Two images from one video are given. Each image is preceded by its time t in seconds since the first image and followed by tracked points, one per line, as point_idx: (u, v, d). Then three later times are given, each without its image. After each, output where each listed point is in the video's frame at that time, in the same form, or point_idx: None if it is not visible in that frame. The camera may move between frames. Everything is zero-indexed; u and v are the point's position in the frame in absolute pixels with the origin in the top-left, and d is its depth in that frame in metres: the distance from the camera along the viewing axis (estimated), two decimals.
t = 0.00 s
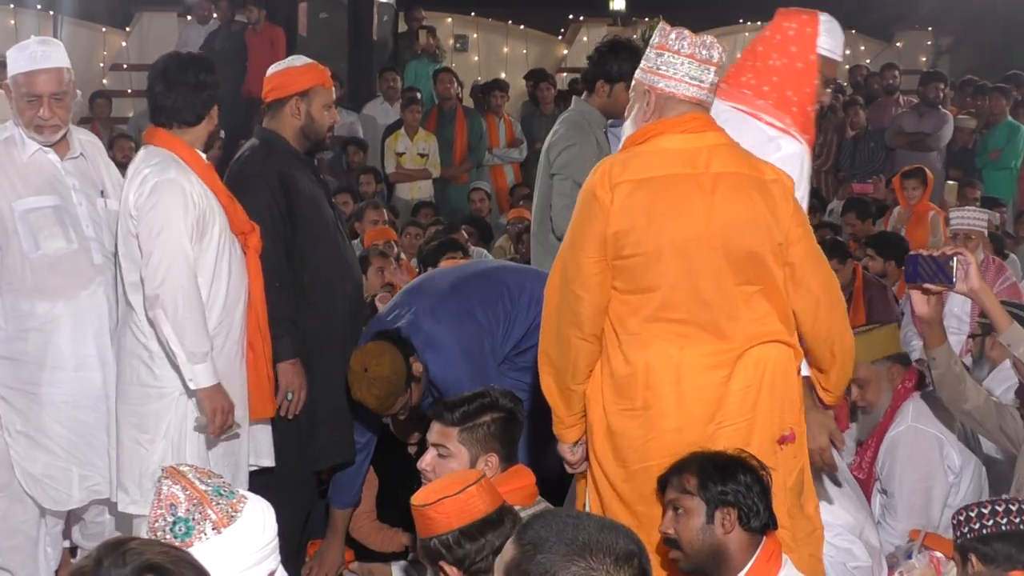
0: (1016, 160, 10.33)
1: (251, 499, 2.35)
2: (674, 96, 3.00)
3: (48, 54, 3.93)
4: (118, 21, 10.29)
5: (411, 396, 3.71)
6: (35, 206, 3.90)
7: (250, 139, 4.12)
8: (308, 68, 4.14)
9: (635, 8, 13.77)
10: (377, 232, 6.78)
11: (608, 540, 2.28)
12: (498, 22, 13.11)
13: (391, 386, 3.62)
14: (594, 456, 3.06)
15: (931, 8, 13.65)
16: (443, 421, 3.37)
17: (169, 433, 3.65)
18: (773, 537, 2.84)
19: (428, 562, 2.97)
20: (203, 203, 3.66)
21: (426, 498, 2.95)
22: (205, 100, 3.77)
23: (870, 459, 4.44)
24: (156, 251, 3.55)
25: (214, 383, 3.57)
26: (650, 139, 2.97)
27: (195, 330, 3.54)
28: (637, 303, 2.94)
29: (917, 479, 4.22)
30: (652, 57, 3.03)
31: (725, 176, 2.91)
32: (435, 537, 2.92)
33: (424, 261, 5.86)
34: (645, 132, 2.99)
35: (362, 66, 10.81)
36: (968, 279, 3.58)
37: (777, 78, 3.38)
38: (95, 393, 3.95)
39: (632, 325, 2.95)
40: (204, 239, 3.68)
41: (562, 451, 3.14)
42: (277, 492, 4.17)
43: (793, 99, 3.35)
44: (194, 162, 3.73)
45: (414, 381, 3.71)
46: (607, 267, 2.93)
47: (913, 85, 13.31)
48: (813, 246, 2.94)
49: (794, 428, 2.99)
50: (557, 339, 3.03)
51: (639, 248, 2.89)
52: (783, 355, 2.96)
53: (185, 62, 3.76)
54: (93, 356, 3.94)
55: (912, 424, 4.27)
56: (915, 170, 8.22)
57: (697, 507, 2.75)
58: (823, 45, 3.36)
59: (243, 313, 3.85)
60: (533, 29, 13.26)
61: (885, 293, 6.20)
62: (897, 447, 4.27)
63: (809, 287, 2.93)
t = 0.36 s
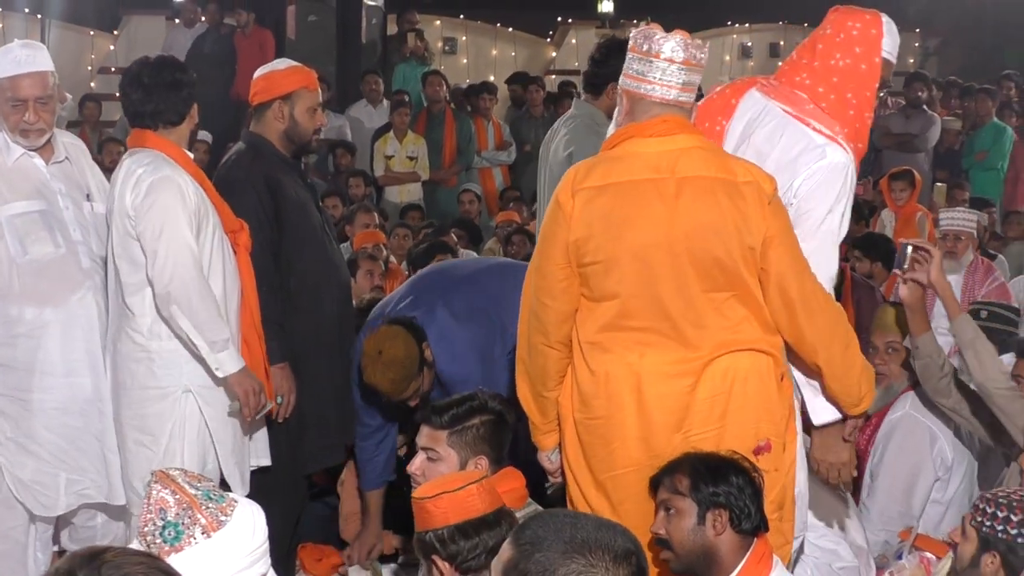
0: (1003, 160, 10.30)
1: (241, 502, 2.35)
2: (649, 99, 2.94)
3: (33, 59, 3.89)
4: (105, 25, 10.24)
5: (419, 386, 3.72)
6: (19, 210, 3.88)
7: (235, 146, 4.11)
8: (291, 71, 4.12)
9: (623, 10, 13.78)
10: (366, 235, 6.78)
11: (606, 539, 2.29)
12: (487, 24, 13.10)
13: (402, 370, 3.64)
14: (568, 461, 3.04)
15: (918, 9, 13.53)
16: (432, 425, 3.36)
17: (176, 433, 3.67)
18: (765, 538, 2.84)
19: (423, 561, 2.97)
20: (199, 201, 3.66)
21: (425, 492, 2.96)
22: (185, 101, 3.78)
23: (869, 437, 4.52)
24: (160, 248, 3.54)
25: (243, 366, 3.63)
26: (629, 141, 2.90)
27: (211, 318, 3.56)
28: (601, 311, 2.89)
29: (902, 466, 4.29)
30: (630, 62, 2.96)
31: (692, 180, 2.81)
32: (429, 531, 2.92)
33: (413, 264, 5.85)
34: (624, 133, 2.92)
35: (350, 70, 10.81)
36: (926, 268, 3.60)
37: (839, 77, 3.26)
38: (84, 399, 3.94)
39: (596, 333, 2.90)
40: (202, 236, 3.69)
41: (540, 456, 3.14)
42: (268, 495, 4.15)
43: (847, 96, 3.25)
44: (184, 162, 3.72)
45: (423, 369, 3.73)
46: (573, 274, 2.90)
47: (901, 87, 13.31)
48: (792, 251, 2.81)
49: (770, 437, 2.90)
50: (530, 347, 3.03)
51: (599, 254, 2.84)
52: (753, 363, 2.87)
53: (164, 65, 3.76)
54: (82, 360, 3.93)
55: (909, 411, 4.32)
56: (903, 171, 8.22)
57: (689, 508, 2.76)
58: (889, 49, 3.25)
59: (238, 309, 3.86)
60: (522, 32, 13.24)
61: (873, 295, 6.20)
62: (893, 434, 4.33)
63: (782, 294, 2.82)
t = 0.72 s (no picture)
0: (995, 160, 10.31)
1: (237, 502, 2.34)
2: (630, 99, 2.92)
3: (30, 60, 3.91)
4: (99, 25, 10.22)
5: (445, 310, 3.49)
6: (15, 212, 3.86)
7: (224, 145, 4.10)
8: (280, 68, 4.11)
9: (617, 10, 13.78)
10: (360, 235, 6.77)
11: (597, 536, 2.29)
12: (481, 24, 13.11)
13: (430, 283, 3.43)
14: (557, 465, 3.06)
15: (913, 9, 13.41)
16: (425, 425, 3.36)
17: (169, 429, 3.67)
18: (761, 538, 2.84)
19: (425, 559, 2.97)
20: (188, 200, 3.65)
21: (439, 489, 2.96)
22: (177, 100, 3.78)
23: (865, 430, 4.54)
24: (147, 244, 3.53)
25: (220, 368, 3.59)
26: (610, 145, 2.90)
27: (195, 317, 3.54)
28: (584, 317, 2.90)
29: (893, 460, 4.31)
30: (606, 66, 2.94)
31: (674, 184, 2.80)
32: (438, 528, 2.92)
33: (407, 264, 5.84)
34: (606, 137, 2.91)
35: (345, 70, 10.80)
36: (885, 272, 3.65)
37: (851, 70, 3.24)
38: (83, 399, 3.94)
39: (580, 339, 2.91)
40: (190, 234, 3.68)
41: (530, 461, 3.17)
42: (263, 493, 4.13)
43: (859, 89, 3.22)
44: (173, 158, 3.72)
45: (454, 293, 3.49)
46: (555, 280, 2.91)
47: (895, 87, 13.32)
48: (776, 252, 2.80)
49: (759, 441, 2.91)
50: (514, 353, 3.04)
51: (581, 261, 2.84)
52: (739, 367, 2.87)
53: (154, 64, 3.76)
54: (81, 360, 3.94)
55: (905, 405, 4.34)
56: (896, 171, 8.22)
57: (686, 507, 2.75)
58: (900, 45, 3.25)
59: (229, 307, 3.85)
60: (515, 32, 13.23)
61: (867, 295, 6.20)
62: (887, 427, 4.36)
63: (765, 298, 2.81)
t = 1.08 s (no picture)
0: (990, 160, 10.31)
1: (234, 499, 2.34)
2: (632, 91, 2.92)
3: (24, 57, 3.92)
4: (96, 23, 10.23)
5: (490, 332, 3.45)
6: (12, 208, 3.85)
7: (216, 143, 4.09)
8: (276, 67, 4.12)
9: (614, 9, 13.78)
10: (357, 233, 6.78)
11: (592, 532, 2.29)
12: (478, 22, 13.11)
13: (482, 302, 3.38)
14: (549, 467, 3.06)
15: (913, 7, 13.28)
16: (421, 424, 3.36)
17: (163, 425, 3.66)
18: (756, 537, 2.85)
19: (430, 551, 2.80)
20: (181, 198, 3.64)
21: (464, 488, 2.78)
22: (176, 99, 3.78)
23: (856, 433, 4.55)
24: (140, 241, 3.53)
25: (211, 364, 3.59)
26: (607, 145, 2.90)
27: (186, 313, 3.53)
28: (579, 317, 2.90)
29: (888, 458, 4.32)
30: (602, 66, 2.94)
31: (672, 185, 2.81)
32: (458, 528, 2.75)
33: (403, 262, 5.83)
34: (603, 137, 2.91)
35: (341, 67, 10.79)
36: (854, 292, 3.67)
37: (831, 63, 3.29)
38: (80, 396, 3.94)
39: (574, 339, 2.91)
40: (184, 231, 3.67)
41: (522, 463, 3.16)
42: (257, 490, 4.12)
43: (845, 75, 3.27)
44: (168, 156, 3.72)
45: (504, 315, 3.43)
46: (550, 279, 2.90)
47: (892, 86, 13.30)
48: (770, 255, 2.82)
49: (751, 442, 2.92)
50: (507, 352, 3.03)
51: (577, 260, 2.84)
52: (732, 369, 2.88)
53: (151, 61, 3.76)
54: (79, 358, 3.94)
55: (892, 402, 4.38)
56: (892, 170, 8.22)
57: (683, 506, 2.76)
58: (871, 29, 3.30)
59: (223, 304, 3.85)
60: (512, 30, 13.22)
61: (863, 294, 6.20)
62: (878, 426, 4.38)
63: (760, 300, 2.82)
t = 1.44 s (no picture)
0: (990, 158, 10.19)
1: (234, 498, 2.34)
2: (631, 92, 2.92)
3: (21, 54, 3.90)
4: (96, 21, 10.23)
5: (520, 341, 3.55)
6: (8, 206, 3.83)
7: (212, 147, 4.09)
8: (276, 65, 4.12)
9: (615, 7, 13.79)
10: (357, 230, 6.77)
11: (592, 529, 2.28)
12: (478, 21, 13.11)
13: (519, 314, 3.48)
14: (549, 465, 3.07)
15: (911, 7, 13.42)
16: (420, 422, 3.36)
17: (162, 424, 3.66)
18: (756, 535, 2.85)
19: (432, 551, 2.81)
20: (178, 197, 3.63)
21: (471, 491, 2.78)
22: (176, 98, 3.77)
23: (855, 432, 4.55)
24: (138, 243, 3.53)
25: (213, 364, 3.59)
26: (609, 143, 2.89)
27: (187, 315, 3.54)
28: (579, 316, 2.91)
29: (886, 457, 4.33)
30: (602, 63, 2.95)
31: (673, 184, 2.81)
32: (462, 531, 2.73)
33: (403, 260, 5.82)
34: (604, 135, 2.91)
35: (341, 64, 10.76)
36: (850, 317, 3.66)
37: (833, 62, 3.33)
38: (78, 393, 3.94)
39: (575, 338, 2.92)
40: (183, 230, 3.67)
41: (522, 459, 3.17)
42: (255, 487, 4.17)
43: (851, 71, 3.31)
44: (165, 155, 3.71)
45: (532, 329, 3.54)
46: (552, 277, 2.91)
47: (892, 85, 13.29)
48: (771, 255, 2.83)
49: (750, 441, 2.93)
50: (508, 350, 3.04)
51: (579, 259, 2.84)
52: (733, 367, 2.89)
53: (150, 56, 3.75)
54: (76, 354, 3.94)
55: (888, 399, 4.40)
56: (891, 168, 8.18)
57: (683, 504, 2.75)
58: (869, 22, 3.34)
59: (222, 303, 3.85)
60: (511, 28, 13.20)
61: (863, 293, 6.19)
62: (877, 425, 4.38)
63: (762, 300, 2.82)
